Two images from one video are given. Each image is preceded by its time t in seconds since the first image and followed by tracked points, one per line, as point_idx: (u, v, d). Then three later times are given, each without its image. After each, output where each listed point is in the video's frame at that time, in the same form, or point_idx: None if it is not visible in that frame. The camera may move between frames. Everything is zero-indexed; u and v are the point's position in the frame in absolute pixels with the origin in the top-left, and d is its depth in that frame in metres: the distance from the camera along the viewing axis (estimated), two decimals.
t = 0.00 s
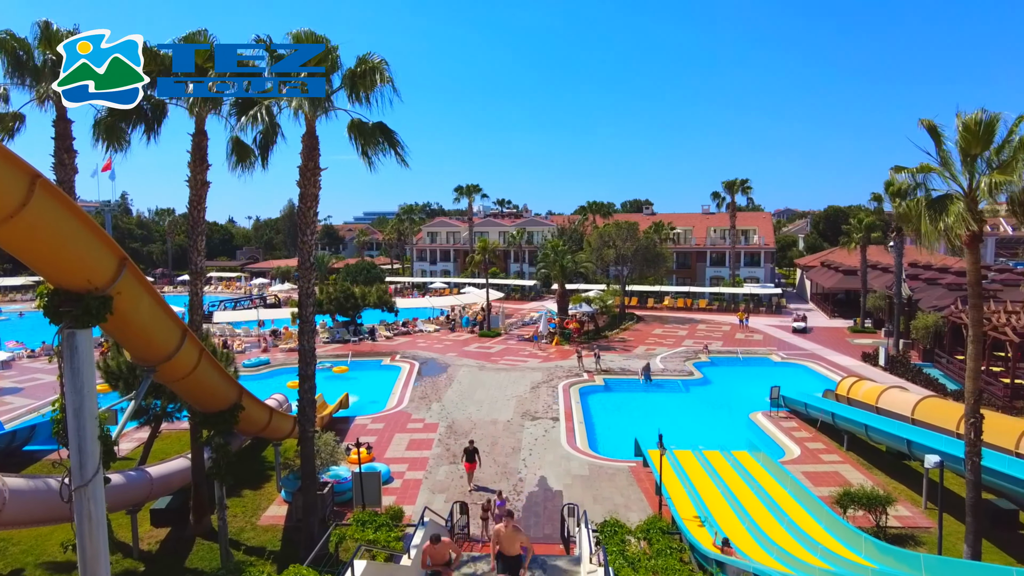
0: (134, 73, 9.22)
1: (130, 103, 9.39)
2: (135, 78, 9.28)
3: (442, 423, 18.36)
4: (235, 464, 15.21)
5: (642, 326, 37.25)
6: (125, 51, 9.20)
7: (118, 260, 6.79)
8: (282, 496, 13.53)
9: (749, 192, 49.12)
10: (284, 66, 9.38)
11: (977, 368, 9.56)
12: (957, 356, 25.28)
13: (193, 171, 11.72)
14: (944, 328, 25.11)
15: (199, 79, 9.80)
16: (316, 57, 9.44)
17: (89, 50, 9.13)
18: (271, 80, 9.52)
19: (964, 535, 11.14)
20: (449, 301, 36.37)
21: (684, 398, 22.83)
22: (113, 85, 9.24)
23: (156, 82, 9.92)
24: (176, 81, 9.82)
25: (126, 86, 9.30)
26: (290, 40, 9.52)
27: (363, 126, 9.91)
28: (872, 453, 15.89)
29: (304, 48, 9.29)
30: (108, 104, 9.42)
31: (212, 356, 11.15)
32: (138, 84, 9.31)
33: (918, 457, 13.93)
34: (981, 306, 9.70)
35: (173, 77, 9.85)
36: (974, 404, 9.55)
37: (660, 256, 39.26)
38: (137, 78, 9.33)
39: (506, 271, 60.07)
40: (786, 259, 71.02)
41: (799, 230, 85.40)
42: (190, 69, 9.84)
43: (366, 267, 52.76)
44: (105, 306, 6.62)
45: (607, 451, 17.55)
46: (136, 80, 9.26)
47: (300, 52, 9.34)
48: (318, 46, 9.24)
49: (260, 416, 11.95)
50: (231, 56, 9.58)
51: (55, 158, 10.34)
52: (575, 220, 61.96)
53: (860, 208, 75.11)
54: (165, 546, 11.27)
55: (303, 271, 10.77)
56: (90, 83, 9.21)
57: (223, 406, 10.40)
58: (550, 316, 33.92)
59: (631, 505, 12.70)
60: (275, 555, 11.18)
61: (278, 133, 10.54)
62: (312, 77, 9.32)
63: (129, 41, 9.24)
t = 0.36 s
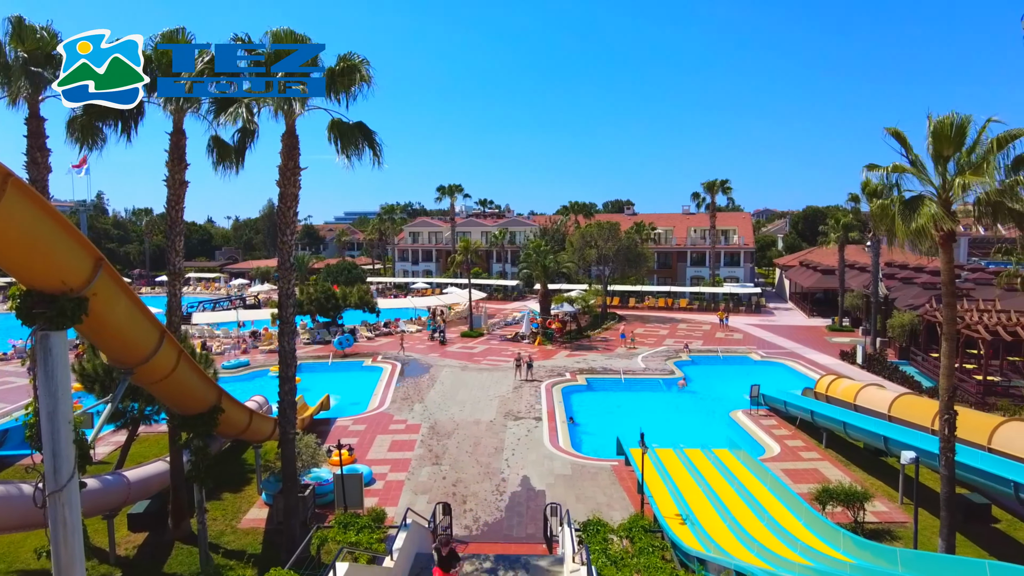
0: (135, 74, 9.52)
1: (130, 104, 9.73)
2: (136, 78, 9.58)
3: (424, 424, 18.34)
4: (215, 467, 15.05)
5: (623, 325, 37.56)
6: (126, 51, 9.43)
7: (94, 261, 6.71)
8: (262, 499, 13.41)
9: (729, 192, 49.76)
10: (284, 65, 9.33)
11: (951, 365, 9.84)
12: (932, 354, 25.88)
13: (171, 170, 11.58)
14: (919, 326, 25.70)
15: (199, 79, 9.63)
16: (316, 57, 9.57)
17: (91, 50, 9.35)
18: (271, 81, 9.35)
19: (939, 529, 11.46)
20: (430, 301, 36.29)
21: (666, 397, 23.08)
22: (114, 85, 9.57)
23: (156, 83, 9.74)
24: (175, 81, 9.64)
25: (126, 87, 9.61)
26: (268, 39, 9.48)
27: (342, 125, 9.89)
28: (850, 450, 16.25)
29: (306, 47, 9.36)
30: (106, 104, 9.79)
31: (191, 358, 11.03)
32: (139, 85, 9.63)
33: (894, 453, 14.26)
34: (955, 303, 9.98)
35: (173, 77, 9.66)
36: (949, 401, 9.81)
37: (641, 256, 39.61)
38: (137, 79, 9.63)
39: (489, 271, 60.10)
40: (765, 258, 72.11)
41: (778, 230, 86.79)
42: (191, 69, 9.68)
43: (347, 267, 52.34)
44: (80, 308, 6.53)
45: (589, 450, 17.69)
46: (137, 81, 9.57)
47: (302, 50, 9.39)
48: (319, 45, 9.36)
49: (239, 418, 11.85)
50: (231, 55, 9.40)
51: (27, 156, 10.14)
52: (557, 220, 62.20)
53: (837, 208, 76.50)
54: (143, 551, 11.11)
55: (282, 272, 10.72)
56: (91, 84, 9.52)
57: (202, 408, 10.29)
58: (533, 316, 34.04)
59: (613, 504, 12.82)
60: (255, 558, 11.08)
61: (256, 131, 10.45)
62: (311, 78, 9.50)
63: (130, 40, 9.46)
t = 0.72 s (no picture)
0: (137, 73, 9.38)
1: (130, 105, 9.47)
2: (136, 78, 9.42)
3: (405, 425, 18.31)
4: (192, 471, 14.84)
5: (603, 324, 37.86)
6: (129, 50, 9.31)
7: (67, 262, 6.60)
8: (241, 502, 13.28)
9: (707, 193, 50.43)
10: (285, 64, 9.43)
11: (924, 362, 10.13)
12: (906, 351, 26.53)
13: (146, 170, 11.41)
14: (893, 324, 26.31)
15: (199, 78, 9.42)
16: (316, 57, 9.69)
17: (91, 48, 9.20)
18: (272, 81, 9.34)
19: (912, 523, 11.80)
20: (411, 302, 36.18)
21: (646, 396, 23.34)
22: (116, 86, 9.36)
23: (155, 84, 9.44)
24: (176, 81, 9.40)
25: (130, 87, 9.38)
26: (245, 37, 9.41)
27: (319, 125, 9.85)
28: (827, 447, 16.63)
29: (306, 47, 9.51)
30: (106, 104, 9.59)
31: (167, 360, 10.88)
32: (138, 84, 9.45)
33: (869, 449, 14.67)
34: (926, 301, 10.26)
35: (174, 77, 9.43)
36: (922, 397, 10.10)
37: (621, 256, 39.97)
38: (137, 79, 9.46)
39: (469, 271, 60.08)
40: (743, 258, 73.29)
41: (755, 230, 88.22)
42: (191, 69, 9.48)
43: (327, 267, 51.89)
44: (51, 310, 6.41)
45: (570, 449, 17.83)
46: (140, 80, 9.43)
47: (303, 50, 9.53)
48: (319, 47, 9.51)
49: (217, 421, 11.72)
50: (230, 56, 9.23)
51: None
52: (538, 220, 62.44)
53: (813, 208, 77.94)
54: (118, 557, 10.94)
55: (261, 272, 10.63)
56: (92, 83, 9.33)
57: (179, 411, 10.16)
58: (513, 316, 34.13)
59: (594, 502, 12.95)
60: (234, 561, 11.00)
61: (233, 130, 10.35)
62: (313, 78, 9.54)
63: (132, 39, 9.34)
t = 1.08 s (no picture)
0: (139, 73, 9.14)
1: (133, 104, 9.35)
2: (135, 78, 9.20)
3: (385, 426, 18.25)
4: (168, 474, 14.62)
5: (583, 324, 38.12)
6: (130, 49, 9.04)
7: (37, 262, 6.50)
8: (219, 505, 13.14)
9: (685, 193, 51.07)
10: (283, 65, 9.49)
11: (897, 360, 10.42)
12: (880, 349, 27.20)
13: (121, 169, 11.22)
14: (867, 322, 26.95)
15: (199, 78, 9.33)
16: (314, 56, 9.79)
17: (92, 48, 8.89)
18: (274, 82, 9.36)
19: (886, 517, 12.16)
20: (390, 302, 36.01)
21: (625, 394, 23.59)
22: (120, 87, 9.20)
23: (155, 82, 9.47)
24: (176, 81, 9.39)
25: (133, 88, 9.22)
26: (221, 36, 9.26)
27: (296, 124, 9.79)
28: (804, 444, 17.00)
29: (304, 48, 9.55)
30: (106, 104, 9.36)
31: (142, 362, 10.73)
32: (138, 84, 9.25)
33: (845, 445, 14.97)
34: (900, 300, 10.50)
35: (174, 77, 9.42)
36: (895, 394, 10.39)
37: (601, 256, 40.28)
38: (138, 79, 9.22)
39: (450, 271, 59.98)
40: (721, 258, 74.48)
41: (732, 230, 89.61)
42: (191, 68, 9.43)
43: (305, 268, 51.38)
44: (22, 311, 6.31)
45: (551, 448, 17.96)
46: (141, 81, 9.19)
47: (301, 49, 9.62)
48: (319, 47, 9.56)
49: (194, 424, 11.58)
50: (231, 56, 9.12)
51: None
52: (518, 219, 62.59)
53: (789, 209, 79.36)
54: (91, 564, 10.74)
55: (237, 273, 10.51)
56: (92, 83, 9.04)
57: (155, 413, 10.02)
58: (494, 316, 34.20)
59: (575, 501, 13.07)
60: (211, 565, 10.88)
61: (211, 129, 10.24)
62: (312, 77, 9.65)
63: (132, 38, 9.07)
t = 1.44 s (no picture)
0: (138, 73, 9.33)
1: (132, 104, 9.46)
2: (135, 78, 9.39)
3: (364, 427, 18.18)
4: (144, 478, 14.42)
5: (564, 323, 38.33)
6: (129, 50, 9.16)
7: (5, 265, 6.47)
8: (196, 509, 12.97)
9: (664, 194, 51.62)
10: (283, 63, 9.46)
11: (873, 357, 10.71)
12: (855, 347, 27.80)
13: (94, 168, 11.03)
14: (843, 321, 27.53)
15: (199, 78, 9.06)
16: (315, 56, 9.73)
17: (92, 48, 9.01)
18: (272, 81, 9.43)
19: (861, 512, 12.51)
20: (370, 303, 35.79)
21: (606, 393, 23.80)
22: (119, 86, 9.32)
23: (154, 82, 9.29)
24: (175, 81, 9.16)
25: (132, 88, 9.37)
26: (199, 33, 9.12)
27: (275, 123, 9.73)
28: (781, 441, 17.35)
29: (306, 47, 9.48)
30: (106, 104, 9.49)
31: (116, 365, 10.57)
32: (138, 84, 9.44)
33: (822, 442, 15.27)
34: (875, 298, 10.83)
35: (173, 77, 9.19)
36: (870, 391, 10.67)
37: (581, 256, 40.55)
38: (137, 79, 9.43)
39: (430, 272, 59.80)
40: (700, 257, 75.44)
41: (711, 229, 90.75)
42: (192, 68, 9.11)
43: (283, 268, 50.80)
44: None
45: (532, 448, 18.07)
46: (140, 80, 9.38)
47: (303, 49, 9.58)
48: (319, 47, 9.45)
49: (171, 427, 11.44)
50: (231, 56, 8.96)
51: None
52: (498, 220, 62.64)
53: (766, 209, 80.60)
54: (64, 571, 10.54)
55: (214, 274, 10.42)
56: (91, 84, 9.11)
57: (130, 417, 9.89)
58: (474, 316, 34.20)
59: (555, 501, 13.18)
60: (188, 570, 10.74)
61: (188, 129, 10.12)
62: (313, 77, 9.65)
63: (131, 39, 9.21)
